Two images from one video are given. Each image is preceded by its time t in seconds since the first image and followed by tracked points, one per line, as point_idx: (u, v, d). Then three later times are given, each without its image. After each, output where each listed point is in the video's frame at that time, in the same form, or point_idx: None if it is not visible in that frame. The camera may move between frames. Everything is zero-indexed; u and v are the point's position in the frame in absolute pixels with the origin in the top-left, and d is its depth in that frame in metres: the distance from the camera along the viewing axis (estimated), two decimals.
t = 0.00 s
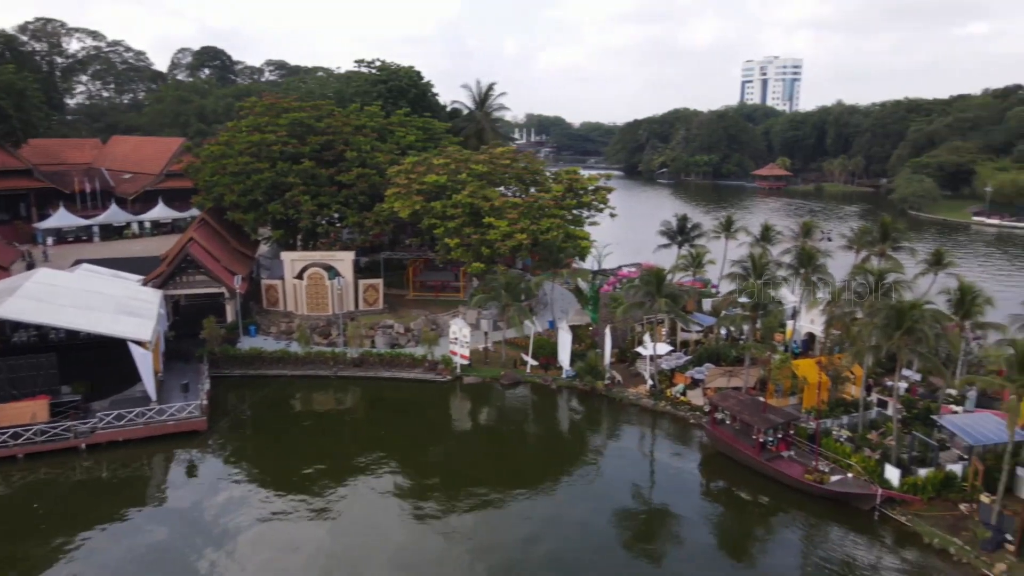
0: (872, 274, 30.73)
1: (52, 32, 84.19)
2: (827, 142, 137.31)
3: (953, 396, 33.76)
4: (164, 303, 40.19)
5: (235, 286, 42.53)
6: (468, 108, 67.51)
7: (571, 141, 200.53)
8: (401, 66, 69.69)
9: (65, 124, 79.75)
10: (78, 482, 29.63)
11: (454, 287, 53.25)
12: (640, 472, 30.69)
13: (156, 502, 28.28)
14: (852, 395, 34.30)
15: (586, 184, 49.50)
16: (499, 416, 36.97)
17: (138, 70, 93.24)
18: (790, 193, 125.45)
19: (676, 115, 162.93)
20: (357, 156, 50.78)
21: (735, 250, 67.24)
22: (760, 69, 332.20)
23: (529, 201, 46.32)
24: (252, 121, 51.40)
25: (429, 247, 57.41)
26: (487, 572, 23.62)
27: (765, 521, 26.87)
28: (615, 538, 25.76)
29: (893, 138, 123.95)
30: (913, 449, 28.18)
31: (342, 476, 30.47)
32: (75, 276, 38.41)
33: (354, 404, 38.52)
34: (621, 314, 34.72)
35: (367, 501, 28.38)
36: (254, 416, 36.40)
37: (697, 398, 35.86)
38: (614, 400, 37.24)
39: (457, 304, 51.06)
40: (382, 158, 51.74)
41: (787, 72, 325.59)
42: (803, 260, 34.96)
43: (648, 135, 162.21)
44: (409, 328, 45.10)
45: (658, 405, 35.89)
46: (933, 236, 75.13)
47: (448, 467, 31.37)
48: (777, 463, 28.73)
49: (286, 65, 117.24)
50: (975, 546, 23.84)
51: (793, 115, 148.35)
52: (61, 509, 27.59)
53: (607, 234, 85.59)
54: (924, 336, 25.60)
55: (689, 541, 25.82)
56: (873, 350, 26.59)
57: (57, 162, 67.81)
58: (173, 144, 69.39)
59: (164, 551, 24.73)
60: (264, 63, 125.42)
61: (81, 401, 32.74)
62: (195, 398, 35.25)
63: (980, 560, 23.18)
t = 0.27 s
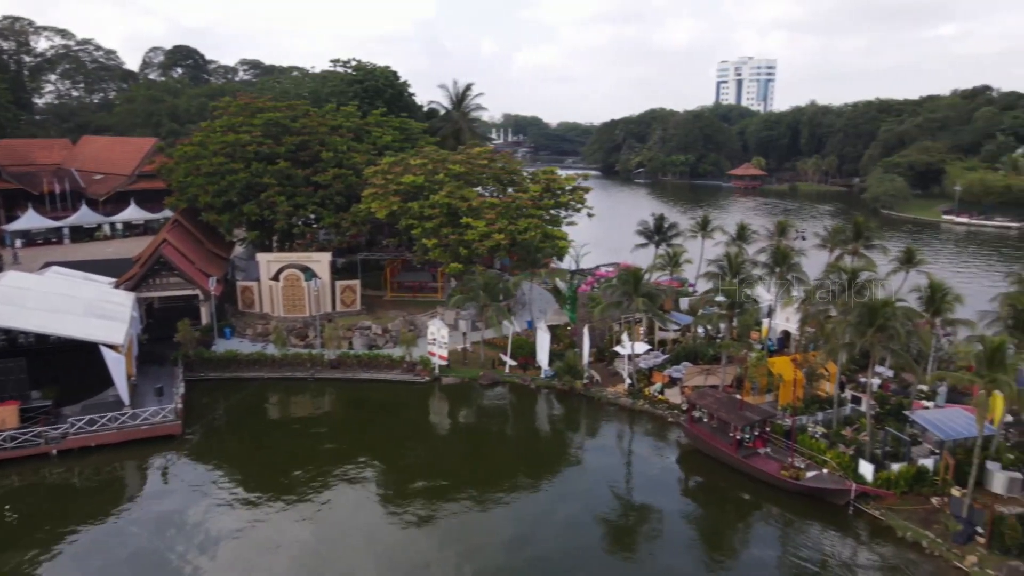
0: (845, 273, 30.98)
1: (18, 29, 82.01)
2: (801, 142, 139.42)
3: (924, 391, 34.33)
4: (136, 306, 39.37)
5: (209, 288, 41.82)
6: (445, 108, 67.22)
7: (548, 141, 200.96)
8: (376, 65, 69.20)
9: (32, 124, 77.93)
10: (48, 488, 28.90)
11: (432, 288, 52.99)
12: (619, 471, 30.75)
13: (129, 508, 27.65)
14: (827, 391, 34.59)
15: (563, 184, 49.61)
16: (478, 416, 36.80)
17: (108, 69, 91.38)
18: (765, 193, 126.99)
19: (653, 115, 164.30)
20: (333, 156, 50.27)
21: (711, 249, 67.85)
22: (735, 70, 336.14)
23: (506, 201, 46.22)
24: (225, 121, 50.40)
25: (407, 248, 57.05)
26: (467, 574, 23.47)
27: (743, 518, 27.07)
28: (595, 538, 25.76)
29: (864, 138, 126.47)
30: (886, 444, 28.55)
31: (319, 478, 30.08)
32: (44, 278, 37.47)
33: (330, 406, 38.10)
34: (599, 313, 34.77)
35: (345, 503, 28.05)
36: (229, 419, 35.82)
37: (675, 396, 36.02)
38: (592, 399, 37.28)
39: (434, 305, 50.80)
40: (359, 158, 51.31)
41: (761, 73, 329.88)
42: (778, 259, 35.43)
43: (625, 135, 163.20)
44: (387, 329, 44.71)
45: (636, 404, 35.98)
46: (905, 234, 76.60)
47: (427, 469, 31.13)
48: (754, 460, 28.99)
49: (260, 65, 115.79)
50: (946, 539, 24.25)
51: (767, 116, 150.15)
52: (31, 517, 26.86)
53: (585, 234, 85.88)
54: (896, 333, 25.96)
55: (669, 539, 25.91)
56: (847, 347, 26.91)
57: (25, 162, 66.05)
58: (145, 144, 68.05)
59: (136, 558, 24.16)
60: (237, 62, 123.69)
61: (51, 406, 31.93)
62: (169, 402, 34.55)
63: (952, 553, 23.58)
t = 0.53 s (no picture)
0: (819, 272, 31.22)
1: None
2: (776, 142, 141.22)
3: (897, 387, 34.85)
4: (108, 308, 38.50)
5: (183, 290, 41.09)
6: (422, 107, 66.80)
7: (525, 141, 201.04)
8: (352, 65, 68.55)
9: None
10: (18, 495, 28.15)
11: (410, 288, 52.62)
12: (598, 470, 30.77)
13: (102, 515, 27.03)
14: (802, 388, 35.10)
15: (541, 184, 49.65)
16: (457, 417, 36.57)
17: (79, 68, 89.32)
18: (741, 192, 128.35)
19: (630, 115, 165.31)
20: (309, 156, 49.70)
21: (688, 248, 68.33)
22: (710, 71, 339.54)
23: (484, 201, 46.06)
24: (200, 121, 49.41)
25: (384, 248, 56.59)
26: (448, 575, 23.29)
27: (721, 515, 27.24)
28: (576, 537, 25.73)
29: (837, 138, 128.60)
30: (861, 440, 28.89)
31: (296, 482, 29.66)
32: (12, 281, 36.50)
33: (307, 408, 37.60)
34: (577, 313, 34.77)
35: (323, 506, 27.68)
36: (204, 423, 35.20)
37: (653, 395, 36.15)
38: (572, 398, 37.28)
39: (413, 306, 50.46)
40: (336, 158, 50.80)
41: (736, 74, 333.57)
42: (755, 258, 35.79)
43: (602, 135, 163.90)
44: (365, 330, 44.30)
45: (615, 403, 36.05)
46: (878, 232, 77.91)
47: (406, 470, 30.84)
48: (732, 457, 29.20)
49: (233, 64, 114.16)
50: (919, 532, 24.64)
51: (742, 116, 151.75)
52: None
53: (564, 233, 85.99)
54: (869, 330, 26.32)
55: (648, 536, 25.97)
56: (822, 344, 27.19)
57: None
58: (118, 145, 67.13)
59: (108, 566, 23.61)
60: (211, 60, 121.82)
61: (21, 411, 31.13)
62: (143, 406, 33.81)
63: (925, 546, 23.95)
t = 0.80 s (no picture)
0: (794, 270, 31.49)
1: None
2: (752, 142, 142.90)
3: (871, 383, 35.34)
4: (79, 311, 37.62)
5: (157, 292, 40.36)
6: (399, 108, 66.34)
7: (503, 141, 200.93)
8: (328, 65, 67.84)
9: None
10: None
11: (388, 289, 52.24)
12: (578, 469, 30.78)
13: (74, 521, 26.45)
14: (779, 385, 35.46)
15: (519, 184, 49.67)
16: (437, 418, 36.33)
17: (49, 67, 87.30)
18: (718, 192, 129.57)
19: (608, 115, 166.16)
20: (285, 157, 49.10)
21: (666, 248, 68.77)
22: (687, 71, 342.54)
23: (462, 201, 45.87)
24: (173, 121, 48.42)
25: (362, 249, 56.09)
26: None
27: (700, 512, 27.40)
28: (556, 536, 25.70)
29: (812, 138, 130.63)
30: (836, 436, 29.23)
31: (274, 486, 29.20)
32: None
33: (285, 411, 37.09)
34: (556, 313, 34.73)
35: (301, 510, 27.32)
36: (179, 427, 34.54)
37: (632, 394, 36.25)
38: (551, 398, 37.26)
39: (391, 307, 50.07)
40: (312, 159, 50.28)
41: (712, 75, 336.99)
42: (731, 257, 36.09)
43: (580, 135, 164.41)
44: (343, 332, 43.86)
45: (594, 402, 36.07)
46: (851, 231, 79.15)
47: (385, 472, 30.54)
48: (710, 455, 29.38)
49: (207, 63, 112.55)
50: (893, 526, 25.02)
51: (718, 116, 153.21)
52: None
53: (543, 233, 86.06)
54: (843, 328, 26.64)
55: (629, 534, 26.05)
56: (798, 342, 27.45)
57: None
58: (88, 144, 64.67)
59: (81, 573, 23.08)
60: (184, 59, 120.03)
61: None
62: (117, 411, 33.13)
63: (899, 540, 24.31)
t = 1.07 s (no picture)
0: (771, 269, 31.77)
1: None
2: (728, 141, 144.37)
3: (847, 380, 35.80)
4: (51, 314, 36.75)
5: (131, 295, 39.59)
6: (377, 108, 65.80)
7: (481, 141, 200.53)
8: (304, 64, 67.01)
9: None
10: None
11: (367, 290, 51.88)
12: (558, 469, 30.76)
13: (47, 528, 25.82)
14: (756, 382, 35.75)
15: (497, 184, 49.60)
16: (416, 419, 36.12)
17: (17, 65, 85.43)
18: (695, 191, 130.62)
19: (586, 115, 166.85)
20: (261, 157, 48.41)
21: (644, 247, 69.16)
22: (664, 71, 345.14)
23: (440, 202, 45.64)
24: (146, 120, 47.44)
25: (340, 249, 55.57)
26: None
27: (680, 510, 27.54)
28: (537, 536, 25.64)
29: (787, 138, 132.39)
30: (813, 432, 29.52)
31: (252, 490, 28.79)
32: None
33: (263, 414, 36.60)
34: (535, 313, 34.66)
35: (278, 513, 26.96)
36: (154, 431, 33.90)
37: (612, 393, 36.31)
38: (531, 398, 37.22)
39: (369, 308, 49.69)
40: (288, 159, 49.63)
41: (689, 75, 339.89)
42: (709, 256, 36.31)
43: (558, 134, 164.86)
44: (321, 333, 43.38)
45: (574, 402, 36.07)
46: (826, 230, 80.30)
47: (365, 474, 30.28)
48: (689, 452, 29.50)
49: (181, 62, 110.87)
50: (869, 521, 25.35)
51: (695, 117, 154.47)
52: None
53: (522, 233, 86.11)
54: (819, 326, 26.91)
55: (609, 533, 26.10)
56: (775, 340, 27.68)
57: None
58: (57, 144, 63.84)
59: None
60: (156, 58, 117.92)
61: None
62: (91, 415, 32.38)
63: (874, 534, 24.67)
